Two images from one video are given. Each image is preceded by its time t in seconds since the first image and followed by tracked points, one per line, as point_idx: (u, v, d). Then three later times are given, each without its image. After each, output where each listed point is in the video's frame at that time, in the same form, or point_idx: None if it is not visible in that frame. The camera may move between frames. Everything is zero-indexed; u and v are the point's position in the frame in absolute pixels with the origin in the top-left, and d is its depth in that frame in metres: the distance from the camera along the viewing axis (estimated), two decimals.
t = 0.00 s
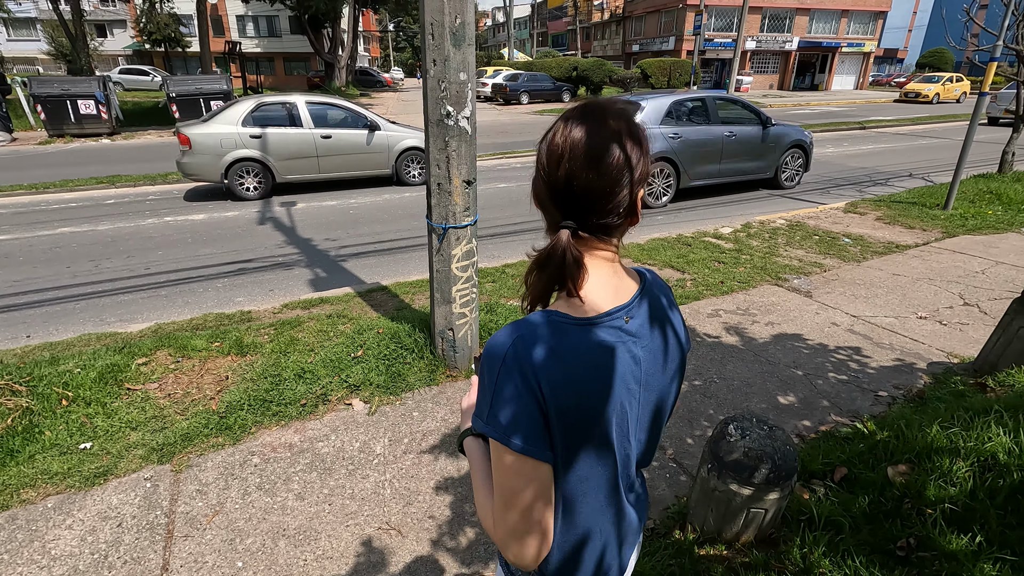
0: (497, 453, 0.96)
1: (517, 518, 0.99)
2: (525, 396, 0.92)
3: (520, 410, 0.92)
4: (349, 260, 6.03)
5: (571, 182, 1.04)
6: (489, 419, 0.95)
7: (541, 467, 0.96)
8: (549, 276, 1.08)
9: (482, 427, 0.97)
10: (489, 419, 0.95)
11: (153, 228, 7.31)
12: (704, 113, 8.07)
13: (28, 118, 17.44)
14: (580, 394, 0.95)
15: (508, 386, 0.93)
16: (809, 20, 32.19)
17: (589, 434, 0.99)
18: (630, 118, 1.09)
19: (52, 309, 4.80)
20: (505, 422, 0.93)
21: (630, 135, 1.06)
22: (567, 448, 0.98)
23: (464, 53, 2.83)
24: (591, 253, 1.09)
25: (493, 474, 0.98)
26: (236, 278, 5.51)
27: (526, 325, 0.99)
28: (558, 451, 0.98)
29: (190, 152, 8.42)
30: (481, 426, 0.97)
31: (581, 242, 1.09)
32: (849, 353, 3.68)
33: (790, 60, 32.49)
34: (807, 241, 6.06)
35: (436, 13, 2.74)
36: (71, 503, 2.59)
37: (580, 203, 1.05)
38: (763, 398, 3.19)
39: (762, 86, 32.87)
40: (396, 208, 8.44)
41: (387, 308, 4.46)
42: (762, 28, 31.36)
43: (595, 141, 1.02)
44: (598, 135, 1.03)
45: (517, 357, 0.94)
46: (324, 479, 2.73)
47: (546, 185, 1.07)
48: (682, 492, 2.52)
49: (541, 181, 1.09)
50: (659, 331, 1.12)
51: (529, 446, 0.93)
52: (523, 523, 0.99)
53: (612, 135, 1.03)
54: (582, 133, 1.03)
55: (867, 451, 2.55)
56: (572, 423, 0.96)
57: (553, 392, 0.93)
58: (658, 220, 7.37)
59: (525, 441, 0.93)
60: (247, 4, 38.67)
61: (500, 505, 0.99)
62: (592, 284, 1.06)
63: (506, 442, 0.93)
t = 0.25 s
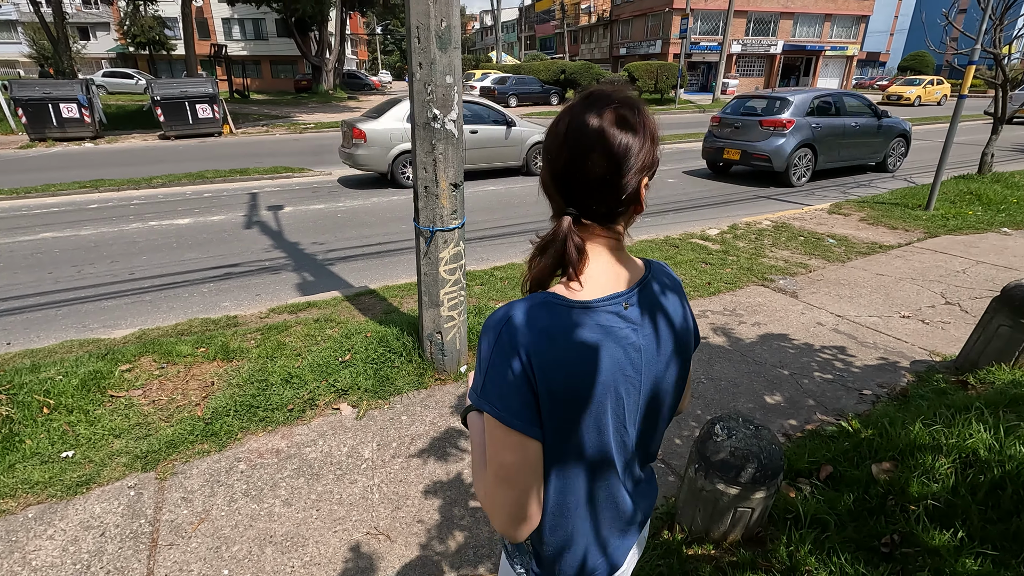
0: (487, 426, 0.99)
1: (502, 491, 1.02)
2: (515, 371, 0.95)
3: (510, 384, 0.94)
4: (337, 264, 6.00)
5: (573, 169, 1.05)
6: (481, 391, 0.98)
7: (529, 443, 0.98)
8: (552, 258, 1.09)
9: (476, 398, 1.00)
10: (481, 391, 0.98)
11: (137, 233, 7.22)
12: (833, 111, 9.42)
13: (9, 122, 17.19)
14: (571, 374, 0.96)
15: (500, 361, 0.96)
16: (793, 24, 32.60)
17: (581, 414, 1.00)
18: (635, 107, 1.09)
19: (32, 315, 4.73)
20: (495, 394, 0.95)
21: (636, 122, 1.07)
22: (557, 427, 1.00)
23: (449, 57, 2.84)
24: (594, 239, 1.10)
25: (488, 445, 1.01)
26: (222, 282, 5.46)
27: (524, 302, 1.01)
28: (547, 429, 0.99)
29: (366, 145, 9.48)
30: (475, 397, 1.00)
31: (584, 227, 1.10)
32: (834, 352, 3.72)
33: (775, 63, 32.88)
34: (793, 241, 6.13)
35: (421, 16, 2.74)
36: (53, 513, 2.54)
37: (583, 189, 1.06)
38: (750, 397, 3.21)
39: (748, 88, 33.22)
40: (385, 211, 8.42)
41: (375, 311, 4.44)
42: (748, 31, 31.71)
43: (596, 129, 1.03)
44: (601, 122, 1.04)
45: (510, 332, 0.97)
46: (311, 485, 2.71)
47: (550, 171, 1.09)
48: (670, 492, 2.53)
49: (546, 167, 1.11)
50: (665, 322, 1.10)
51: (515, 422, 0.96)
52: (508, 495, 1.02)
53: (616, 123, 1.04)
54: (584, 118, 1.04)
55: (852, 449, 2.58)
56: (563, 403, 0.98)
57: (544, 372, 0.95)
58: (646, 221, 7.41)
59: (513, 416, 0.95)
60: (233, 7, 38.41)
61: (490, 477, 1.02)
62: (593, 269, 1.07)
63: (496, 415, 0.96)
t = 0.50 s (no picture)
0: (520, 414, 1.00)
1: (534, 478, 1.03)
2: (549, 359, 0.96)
3: (543, 373, 0.96)
4: (330, 266, 5.98)
5: (592, 168, 1.08)
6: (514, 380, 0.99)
7: (559, 430, 0.99)
8: (572, 253, 1.12)
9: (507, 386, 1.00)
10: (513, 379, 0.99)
11: (128, 236, 7.18)
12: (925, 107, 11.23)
13: None
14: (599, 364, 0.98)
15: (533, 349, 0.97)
16: (784, 27, 32.85)
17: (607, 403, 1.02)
18: (644, 112, 1.14)
19: (21, 319, 4.68)
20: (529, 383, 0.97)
21: (648, 125, 1.12)
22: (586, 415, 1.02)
23: (440, 59, 2.84)
24: (610, 236, 1.13)
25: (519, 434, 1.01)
26: (214, 285, 5.43)
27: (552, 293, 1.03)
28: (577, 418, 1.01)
29: (504, 140, 10.63)
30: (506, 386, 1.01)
31: (601, 225, 1.13)
32: (824, 352, 3.75)
33: (766, 66, 33.10)
34: (784, 243, 6.17)
35: (412, 20, 2.73)
36: (41, 520, 2.52)
37: (602, 187, 1.09)
38: (741, 398, 3.23)
39: (740, 91, 33.44)
40: (377, 213, 8.41)
41: (368, 314, 4.43)
42: (739, 34, 31.91)
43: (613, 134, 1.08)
44: (616, 125, 1.08)
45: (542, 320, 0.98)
46: (303, 488, 2.70)
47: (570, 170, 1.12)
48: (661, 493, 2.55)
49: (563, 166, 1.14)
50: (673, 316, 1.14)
51: (545, 408, 0.97)
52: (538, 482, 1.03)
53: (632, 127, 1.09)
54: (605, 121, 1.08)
55: (841, 449, 2.60)
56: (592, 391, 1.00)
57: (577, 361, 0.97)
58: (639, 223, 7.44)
59: (546, 404, 0.97)
60: (225, 9, 38.30)
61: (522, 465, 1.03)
62: (610, 264, 1.10)
63: (528, 403, 0.97)
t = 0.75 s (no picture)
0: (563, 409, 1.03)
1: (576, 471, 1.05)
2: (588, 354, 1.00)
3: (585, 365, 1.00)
4: (332, 269, 6.00)
5: (617, 175, 1.11)
6: (556, 375, 1.03)
7: (599, 421, 1.03)
8: (602, 257, 1.15)
9: (550, 384, 1.04)
10: (556, 376, 1.03)
11: (130, 239, 7.20)
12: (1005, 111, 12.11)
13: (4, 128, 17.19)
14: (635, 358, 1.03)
15: (575, 346, 1.02)
16: (787, 31, 32.87)
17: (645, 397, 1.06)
18: (663, 119, 1.18)
19: (23, 322, 4.70)
20: (574, 378, 1.00)
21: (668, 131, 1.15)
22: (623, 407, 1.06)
23: (441, 64, 2.85)
24: (638, 239, 1.16)
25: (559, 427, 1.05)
26: (216, 288, 5.45)
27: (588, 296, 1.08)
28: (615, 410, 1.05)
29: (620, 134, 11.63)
30: (550, 383, 1.04)
31: (629, 228, 1.16)
32: (825, 357, 3.74)
33: (769, 69, 33.10)
34: (786, 247, 6.16)
35: (412, 24, 2.74)
36: (42, 522, 2.53)
37: (629, 194, 1.13)
38: (741, 402, 3.22)
39: (743, 95, 33.44)
40: (379, 216, 8.43)
41: (368, 317, 4.44)
42: (742, 38, 31.92)
43: (636, 139, 1.10)
44: (640, 134, 1.12)
45: (581, 322, 1.02)
46: (302, 491, 2.71)
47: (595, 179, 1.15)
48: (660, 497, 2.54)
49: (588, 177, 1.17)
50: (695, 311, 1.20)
51: (586, 400, 1.01)
52: (582, 474, 1.05)
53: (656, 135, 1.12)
54: (628, 130, 1.11)
55: (841, 454, 2.59)
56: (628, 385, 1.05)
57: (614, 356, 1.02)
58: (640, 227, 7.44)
59: (589, 397, 1.01)
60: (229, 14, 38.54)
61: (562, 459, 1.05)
62: (641, 267, 1.14)
63: (570, 395, 1.01)
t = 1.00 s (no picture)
0: (615, 412, 1.03)
1: (630, 472, 1.05)
2: (642, 357, 1.02)
3: (642, 368, 1.01)
4: (344, 272, 6.05)
5: (652, 183, 1.13)
6: (609, 379, 1.03)
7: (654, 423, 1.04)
8: (640, 266, 1.16)
9: (602, 388, 1.04)
10: (609, 380, 1.03)
11: (148, 241, 7.32)
12: None
13: (27, 131, 17.58)
14: (687, 360, 1.05)
15: (628, 351, 1.03)
16: (802, 35, 32.61)
17: (694, 398, 1.08)
18: (690, 128, 1.21)
19: (44, 321, 4.79)
20: (629, 380, 1.02)
21: (693, 138, 1.18)
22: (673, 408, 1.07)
23: (454, 69, 2.87)
24: (674, 245, 1.19)
25: (610, 430, 1.05)
26: (230, 290, 5.52)
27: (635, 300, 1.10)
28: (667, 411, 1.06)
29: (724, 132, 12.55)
30: (601, 387, 1.04)
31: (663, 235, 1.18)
32: (839, 365, 3.70)
33: (784, 74, 32.87)
34: (800, 253, 6.11)
35: (427, 30, 2.76)
36: (59, 517, 2.58)
37: (665, 202, 1.15)
38: (753, 409, 3.19)
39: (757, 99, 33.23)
40: (392, 220, 8.49)
41: (380, 320, 4.46)
42: (756, 43, 31.75)
43: (669, 148, 1.13)
44: (671, 143, 1.13)
45: (632, 327, 1.04)
46: (312, 492, 2.73)
47: (629, 188, 1.17)
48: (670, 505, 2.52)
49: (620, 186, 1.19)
50: (727, 317, 1.23)
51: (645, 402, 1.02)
52: (635, 475, 1.06)
53: (683, 142, 1.14)
54: (657, 141, 1.13)
55: (855, 463, 2.56)
56: (677, 387, 1.07)
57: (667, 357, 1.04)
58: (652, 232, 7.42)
59: (644, 399, 1.02)
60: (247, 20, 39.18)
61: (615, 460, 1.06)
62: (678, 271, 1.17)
63: (628, 400, 1.02)
